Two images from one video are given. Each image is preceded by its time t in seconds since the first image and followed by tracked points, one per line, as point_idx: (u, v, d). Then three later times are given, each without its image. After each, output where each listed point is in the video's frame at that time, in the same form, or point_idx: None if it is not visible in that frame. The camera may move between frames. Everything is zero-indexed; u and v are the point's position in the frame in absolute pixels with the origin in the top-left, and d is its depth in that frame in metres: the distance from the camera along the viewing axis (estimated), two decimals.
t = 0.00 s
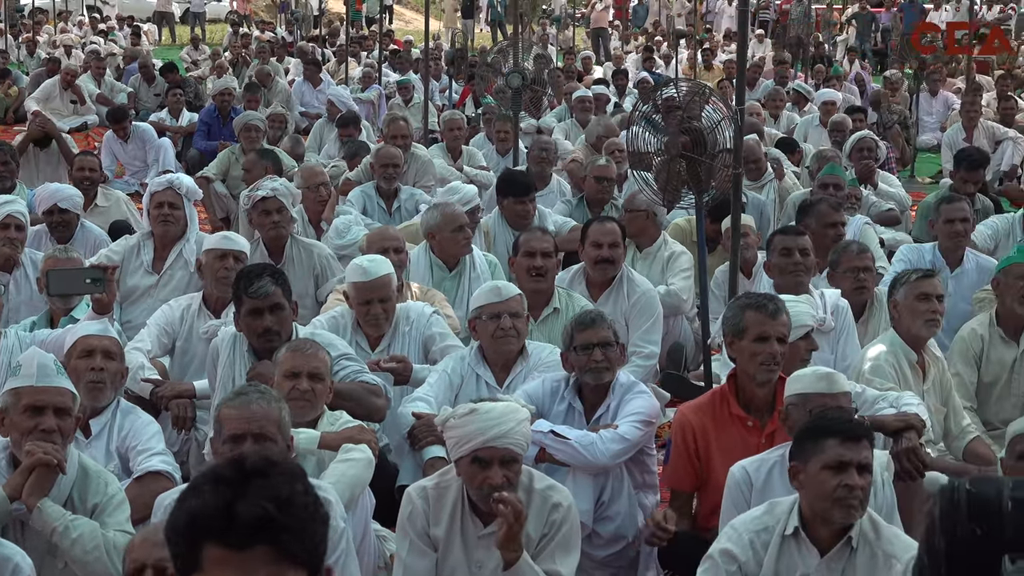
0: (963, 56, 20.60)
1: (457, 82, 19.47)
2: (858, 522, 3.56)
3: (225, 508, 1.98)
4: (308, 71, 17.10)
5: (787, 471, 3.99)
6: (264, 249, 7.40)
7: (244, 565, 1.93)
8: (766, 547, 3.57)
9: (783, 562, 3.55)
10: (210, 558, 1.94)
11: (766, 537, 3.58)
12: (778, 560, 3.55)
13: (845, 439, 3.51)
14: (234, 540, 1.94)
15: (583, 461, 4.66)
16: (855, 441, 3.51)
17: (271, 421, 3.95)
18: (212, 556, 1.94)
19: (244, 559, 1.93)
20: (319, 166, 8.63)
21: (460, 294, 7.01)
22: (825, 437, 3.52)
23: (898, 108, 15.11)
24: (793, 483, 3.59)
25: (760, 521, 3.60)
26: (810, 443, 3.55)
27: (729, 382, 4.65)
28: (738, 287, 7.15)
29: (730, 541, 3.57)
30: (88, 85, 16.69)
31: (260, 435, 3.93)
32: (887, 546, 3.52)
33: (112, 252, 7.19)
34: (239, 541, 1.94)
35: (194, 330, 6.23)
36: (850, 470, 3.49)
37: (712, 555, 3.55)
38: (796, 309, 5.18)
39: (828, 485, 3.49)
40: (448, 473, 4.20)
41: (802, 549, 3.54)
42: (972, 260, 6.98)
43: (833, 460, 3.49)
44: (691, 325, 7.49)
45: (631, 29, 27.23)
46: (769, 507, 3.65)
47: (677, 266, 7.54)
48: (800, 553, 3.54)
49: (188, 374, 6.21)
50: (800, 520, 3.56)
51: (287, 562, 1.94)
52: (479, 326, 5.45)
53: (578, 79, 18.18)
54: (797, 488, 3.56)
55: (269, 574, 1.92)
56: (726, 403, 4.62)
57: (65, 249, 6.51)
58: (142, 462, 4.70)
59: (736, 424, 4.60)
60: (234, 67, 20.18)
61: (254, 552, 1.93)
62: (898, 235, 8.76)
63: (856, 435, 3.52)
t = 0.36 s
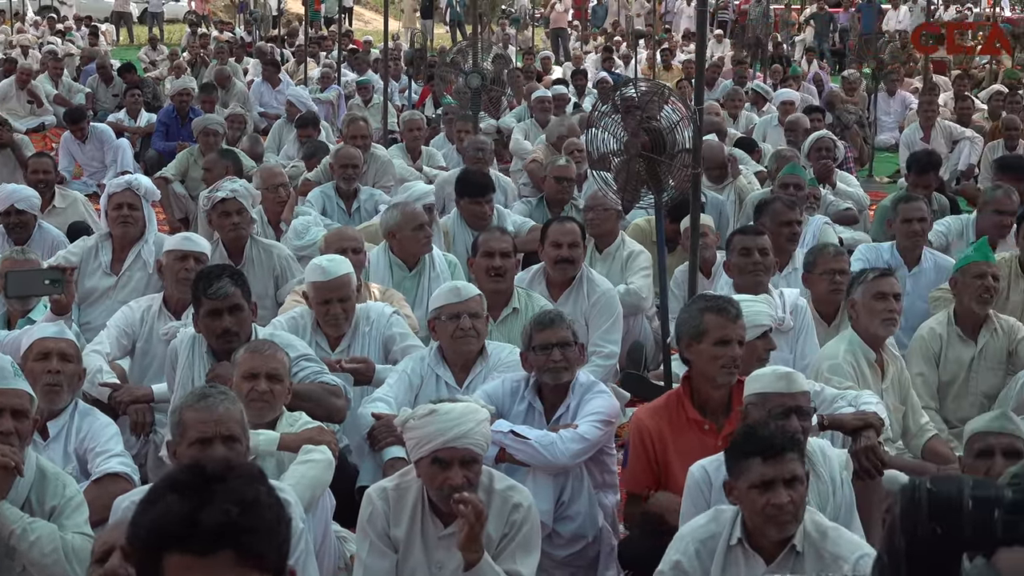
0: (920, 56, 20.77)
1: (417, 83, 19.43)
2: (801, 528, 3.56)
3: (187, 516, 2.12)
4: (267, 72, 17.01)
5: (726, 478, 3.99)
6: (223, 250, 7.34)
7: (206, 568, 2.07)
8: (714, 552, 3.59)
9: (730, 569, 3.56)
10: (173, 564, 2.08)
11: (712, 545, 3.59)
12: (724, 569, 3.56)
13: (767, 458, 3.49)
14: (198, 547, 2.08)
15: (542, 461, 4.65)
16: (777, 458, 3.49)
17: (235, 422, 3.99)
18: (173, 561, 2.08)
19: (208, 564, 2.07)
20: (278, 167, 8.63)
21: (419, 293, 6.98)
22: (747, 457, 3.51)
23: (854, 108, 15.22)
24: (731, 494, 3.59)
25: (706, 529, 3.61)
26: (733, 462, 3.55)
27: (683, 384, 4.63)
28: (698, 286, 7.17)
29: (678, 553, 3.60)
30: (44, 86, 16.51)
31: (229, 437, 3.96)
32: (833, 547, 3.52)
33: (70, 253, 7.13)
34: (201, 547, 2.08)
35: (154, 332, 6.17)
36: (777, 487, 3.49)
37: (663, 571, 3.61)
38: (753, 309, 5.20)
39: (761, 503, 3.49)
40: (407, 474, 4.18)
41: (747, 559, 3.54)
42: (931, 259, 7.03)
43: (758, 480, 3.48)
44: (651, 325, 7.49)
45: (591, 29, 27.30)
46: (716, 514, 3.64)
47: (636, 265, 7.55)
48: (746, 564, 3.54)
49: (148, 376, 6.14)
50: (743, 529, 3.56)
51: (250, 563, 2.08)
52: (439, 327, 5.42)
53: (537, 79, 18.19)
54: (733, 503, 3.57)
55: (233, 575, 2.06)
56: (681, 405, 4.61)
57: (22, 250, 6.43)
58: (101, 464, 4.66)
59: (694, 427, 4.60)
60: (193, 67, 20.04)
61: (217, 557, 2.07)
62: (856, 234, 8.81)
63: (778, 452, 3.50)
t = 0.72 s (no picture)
0: (875, 55, 20.93)
1: (374, 83, 19.36)
2: (744, 534, 3.54)
3: (108, 504, 2.03)
4: (224, 71, 16.88)
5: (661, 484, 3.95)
6: (179, 251, 7.29)
7: (122, 558, 1.95)
8: (660, 560, 3.58)
9: None
10: (97, 553, 1.99)
11: (658, 554, 3.58)
12: None
13: (697, 476, 3.44)
14: (111, 534, 1.98)
15: (500, 461, 4.64)
16: (708, 475, 3.43)
17: (193, 423, 3.96)
18: (100, 548, 1.99)
19: (121, 554, 1.96)
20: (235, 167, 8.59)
21: (375, 293, 6.95)
22: (678, 476, 3.46)
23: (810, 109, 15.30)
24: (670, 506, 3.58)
25: (651, 538, 3.60)
26: (666, 479, 3.50)
27: (629, 389, 4.65)
28: (656, 285, 7.19)
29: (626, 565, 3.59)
30: None
31: (187, 438, 3.92)
32: (778, 549, 3.52)
33: (25, 254, 7.04)
34: (115, 535, 1.97)
35: (111, 333, 6.11)
36: (710, 503, 3.45)
37: None
38: (710, 307, 5.20)
39: (697, 519, 3.46)
40: (365, 474, 4.14)
41: (691, 568, 3.52)
42: (887, 258, 7.07)
43: (692, 496, 3.45)
44: (609, 325, 7.50)
45: (548, 29, 27.33)
46: (660, 521, 3.64)
47: (594, 262, 7.55)
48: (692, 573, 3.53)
49: (105, 378, 6.09)
50: (686, 539, 3.54)
51: (163, 556, 1.93)
52: (396, 327, 5.39)
53: (495, 80, 18.17)
54: (672, 516, 3.55)
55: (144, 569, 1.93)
56: (630, 407, 4.62)
57: None
58: (57, 467, 4.60)
59: (644, 428, 4.60)
60: (149, 68, 19.86)
61: (129, 547, 1.96)
62: (812, 234, 8.85)
63: (708, 466, 3.44)
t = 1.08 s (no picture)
0: (830, 55, 21.10)
1: (331, 83, 19.29)
2: (691, 533, 3.52)
3: (30, 501, 2.00)
4: (179, 72, 16.75)
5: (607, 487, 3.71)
6: (135, 252, 7.23)
7: (50, 556, 1.93)
8: (610, 563, 3.56)
9: None
10: (24, 553, 1.97)
11: (607, 558, 3.57)
12: None
13: (641, 475, 3.43)
14: (35, 532, 1.95)
15: (457, 461, 4.63)
16: (651, 474, 3.43)
17: (149, 425, 3.91)
18: (29, 549, 1.96)
19: (49, 552, 1.94)
20: (191, 168, 8.54)
21: (331, 294, 6.90)
22: (621, 476, 3.46)
23: (766, 108, 15.40)
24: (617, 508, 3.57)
25: (600, 543, 3.58)
26: (610, 480, 3.49)
27: (573, 391, 4.61)
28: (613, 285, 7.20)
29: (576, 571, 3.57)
30: None
31: (143, 439, 3.88)
32: (726, 548, 3.51)
33: None
34: (41, 533, 1.95)
35: (67, 334, 6.04)
36: (655, 501, 3.44)
37: None
38: (667, 306, 5.21)
39: (641, 520, 3.45)
40: (323, 475, 4.11)
41: (641, 570, 3.50)
42: (843, 257, 7.12)
43: (635, 496, 3.45)
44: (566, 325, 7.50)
45: (505, 29, 27.33)
46: (608, 525, 3.62)
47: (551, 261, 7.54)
48: None
49: (60, 379, 5.99)
50: (636, 541, 3.53)
51: (89, 553, 1.92)
52: (353, 327, 5.36)
53: (452, 79, 18.16)
54: (619, 519, 3.53)
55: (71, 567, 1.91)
56: (575, 409, 4.58)
57: None
58: (12, 470, 4.52)
59: (589, 429, 4.57)
60: (103, 68, 19.66)
61: (57, 545, 1.94)
62: (768, 233, 8.90)
63: (652, 466, 3.43)
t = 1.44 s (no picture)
0: (790, 55, 21.22)
1: (292, 82, 19.21)
2: (648, 533, 3.52)
3: (21, 500, 2.09)
4: (139, 72, 16.62)
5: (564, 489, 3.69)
6: (95, 253, 7.14)
7: (47, 554, 2.03)
8: (567, 565, 3.56)
9: None
10: (13, 552, 2.05)
11: (565, 559, 3.56)
12: None
13: (593, 473, 3.44)
14: (30, 532, 2.05)
15: (420, 462, 4.60)
16: (602, 472, 3.44)
17: (110, 426, 3.87)
18: (17, 550, 2.05)
19: (45, 548, 2.04)
20: (153, 169, 8.47)
21: (292, 296, 6.86)
22: (574, 475, 3.47)
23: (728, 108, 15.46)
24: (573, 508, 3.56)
25: (557, 544, 3.57)
26: (564, 480, 3.49)
27: (530, 392, 4.58)
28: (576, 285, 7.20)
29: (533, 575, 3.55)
30: None
31: (105, 441, 3.84)
32: (683, 548, 3.50)
33: None
34: (38, 531, 2.05)
35: (29, 335, 5.97)
36: (607, 500, 3.43)
37: None
38: (629, 305, 5.21)
39: (595, 519, 3.44)
40: (294, 473, 4.08)
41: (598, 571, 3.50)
42: (805, 256, 7.14)
43: (587, 495, 3.45)
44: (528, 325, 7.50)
45: (467, 29, 27.32)
46: (565, 525, 3.61)
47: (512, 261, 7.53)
48: None
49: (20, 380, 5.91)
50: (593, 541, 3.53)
51: (88, 547, 2.04)
52: (315, 328, 5.33)
53: (414, 79, 18.13)
54: (575, 520, 3.53)
55: (71, 561, 2.03)
56: (533, 410, 4.57)
57: None
58: None
59: (544, 429, 4.56)
60: (62, 68, 19.49)
61: (54, 541, 2.04)
62: (730, 233, 8.93)
63: (603, 464, 3.44)
